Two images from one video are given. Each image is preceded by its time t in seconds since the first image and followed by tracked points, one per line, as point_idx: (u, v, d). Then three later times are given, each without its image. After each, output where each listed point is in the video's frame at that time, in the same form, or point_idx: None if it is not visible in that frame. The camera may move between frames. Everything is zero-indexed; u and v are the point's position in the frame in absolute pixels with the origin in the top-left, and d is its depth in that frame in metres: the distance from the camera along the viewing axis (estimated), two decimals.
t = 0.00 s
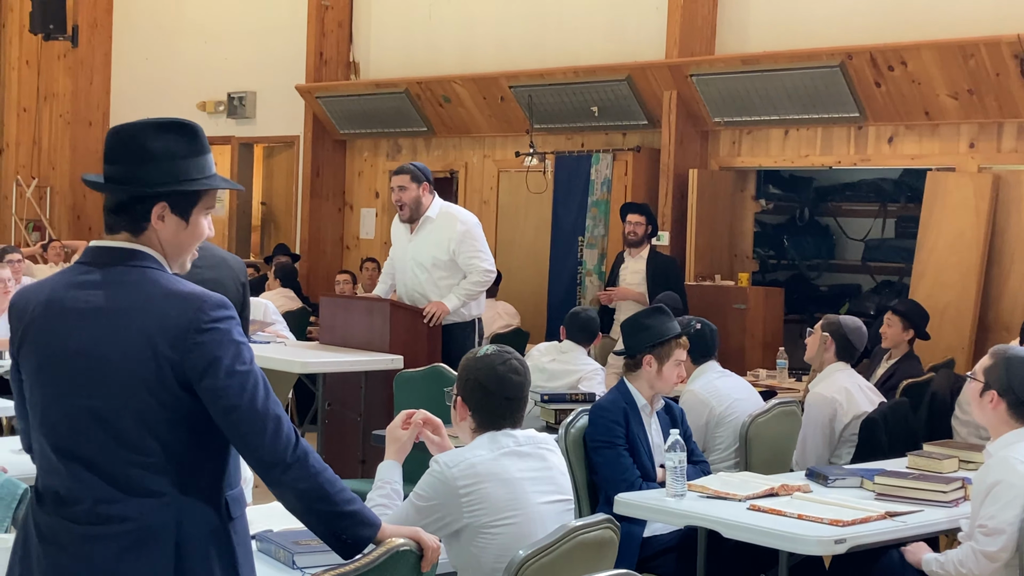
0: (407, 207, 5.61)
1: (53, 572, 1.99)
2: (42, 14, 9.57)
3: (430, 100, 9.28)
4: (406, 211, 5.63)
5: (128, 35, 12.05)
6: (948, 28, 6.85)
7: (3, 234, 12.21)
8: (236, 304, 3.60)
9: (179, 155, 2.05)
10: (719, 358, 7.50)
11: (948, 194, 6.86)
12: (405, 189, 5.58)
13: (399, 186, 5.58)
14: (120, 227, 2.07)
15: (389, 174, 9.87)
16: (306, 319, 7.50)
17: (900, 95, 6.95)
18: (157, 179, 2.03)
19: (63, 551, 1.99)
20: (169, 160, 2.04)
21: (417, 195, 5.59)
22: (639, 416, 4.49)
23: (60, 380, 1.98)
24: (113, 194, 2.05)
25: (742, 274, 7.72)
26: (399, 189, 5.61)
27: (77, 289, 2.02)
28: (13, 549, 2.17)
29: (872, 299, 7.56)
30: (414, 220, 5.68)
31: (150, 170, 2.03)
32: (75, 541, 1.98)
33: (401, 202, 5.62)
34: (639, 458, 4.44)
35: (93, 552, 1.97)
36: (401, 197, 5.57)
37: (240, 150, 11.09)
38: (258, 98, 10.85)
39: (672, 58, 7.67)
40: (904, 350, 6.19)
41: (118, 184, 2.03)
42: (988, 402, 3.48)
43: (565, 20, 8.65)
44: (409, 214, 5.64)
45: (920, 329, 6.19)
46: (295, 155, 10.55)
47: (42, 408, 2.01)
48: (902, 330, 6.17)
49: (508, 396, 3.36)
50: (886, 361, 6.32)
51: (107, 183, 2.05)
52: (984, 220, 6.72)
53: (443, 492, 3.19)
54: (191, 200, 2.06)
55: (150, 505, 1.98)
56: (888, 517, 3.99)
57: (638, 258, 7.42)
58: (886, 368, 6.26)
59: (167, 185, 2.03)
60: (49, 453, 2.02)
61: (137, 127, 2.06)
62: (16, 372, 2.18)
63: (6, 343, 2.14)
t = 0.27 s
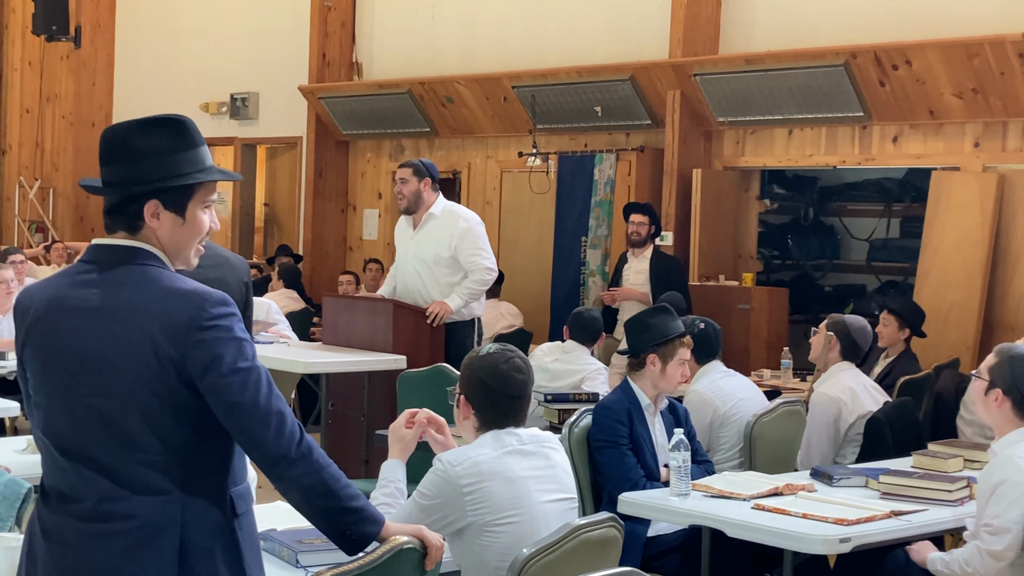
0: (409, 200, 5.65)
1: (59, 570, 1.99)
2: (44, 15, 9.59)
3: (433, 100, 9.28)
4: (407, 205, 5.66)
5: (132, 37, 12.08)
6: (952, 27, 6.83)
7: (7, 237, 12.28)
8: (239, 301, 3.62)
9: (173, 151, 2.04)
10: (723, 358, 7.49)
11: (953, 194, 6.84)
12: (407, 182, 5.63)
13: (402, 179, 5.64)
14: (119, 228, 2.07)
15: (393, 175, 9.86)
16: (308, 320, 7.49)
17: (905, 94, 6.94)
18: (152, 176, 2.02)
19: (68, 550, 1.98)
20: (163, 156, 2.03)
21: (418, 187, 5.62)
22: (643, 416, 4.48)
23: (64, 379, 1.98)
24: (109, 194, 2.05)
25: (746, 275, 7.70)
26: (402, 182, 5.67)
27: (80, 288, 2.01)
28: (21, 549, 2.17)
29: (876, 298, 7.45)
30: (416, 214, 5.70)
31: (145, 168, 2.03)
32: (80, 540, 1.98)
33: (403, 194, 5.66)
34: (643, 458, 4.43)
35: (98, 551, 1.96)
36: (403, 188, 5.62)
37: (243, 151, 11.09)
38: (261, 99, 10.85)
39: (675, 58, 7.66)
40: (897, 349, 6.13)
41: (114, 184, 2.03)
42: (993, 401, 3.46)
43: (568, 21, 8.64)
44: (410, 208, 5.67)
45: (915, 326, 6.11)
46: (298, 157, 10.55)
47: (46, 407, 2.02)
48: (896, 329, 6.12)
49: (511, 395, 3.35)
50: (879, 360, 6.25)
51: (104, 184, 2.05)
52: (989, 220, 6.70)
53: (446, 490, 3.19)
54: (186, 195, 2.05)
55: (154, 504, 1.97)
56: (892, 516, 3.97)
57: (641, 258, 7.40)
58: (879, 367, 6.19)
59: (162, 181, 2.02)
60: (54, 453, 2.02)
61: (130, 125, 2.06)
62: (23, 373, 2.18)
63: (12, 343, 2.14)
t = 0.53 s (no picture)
0: (411, 194, 5.72)
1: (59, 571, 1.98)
2: (44, 16, 9.57)
3: (433, 101, 9.27)
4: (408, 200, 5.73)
5: (132, 39, 12.12)
6: (954, 26, 6.82)
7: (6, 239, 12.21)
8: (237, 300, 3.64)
9: (164, 150, 2.04)
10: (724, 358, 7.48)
11: (955, 193, 6.83)
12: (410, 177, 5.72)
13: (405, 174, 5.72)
14: (112, 230, 2.07)
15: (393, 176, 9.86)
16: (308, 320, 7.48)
17: (906, 94, 6.93)
18: (143, 176, 2.02)
19: (69, 551, 1.98)
20: (153, 155, 2.03)
21: (418, 181, 5.69)
22: (644, 416, 4.47)
23: (63, 381, 1.99)
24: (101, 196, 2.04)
25: (747, 275, 7.69)
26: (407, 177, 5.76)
27: (80, 289, 2.02)
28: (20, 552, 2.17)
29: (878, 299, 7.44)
30: (417, 209, 5.75)
31: (136, 169, 2.02)
32: (81, 540, 1.97)
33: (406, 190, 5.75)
34: (644, 458, 4.42)
35: (98, 551, 1.96)
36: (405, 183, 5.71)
37: (243, 152, 11.08)
38: (262, 100, 10.84)
39: (676, 58, 7.65)
40: (897, 348, 6.12)
41: (104, 187, 2.03)
42: (994, 401, 3.45)
43: (569, 21, 8.64)
44: (412, 203, 5.73)
45: (912, 325, 6.10)
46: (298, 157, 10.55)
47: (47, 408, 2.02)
48: (893, 328, 6.11)
49: (511, 395, 3.35)
50: (880, 360, 6.26)
51: (95, 187, 2.05)
52: (990, 220, 6.69)
53: (446, 491, 3.19)
54: (176, 194, 2.05)
55: (153, 503, 1.97)
56: (893, 516, 3.97)
57: (643, 258, 7.40)
58: (879, 367, 6.18)
59: (153, 181, 2.02)
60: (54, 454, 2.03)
61: (119, 128, 2.06)
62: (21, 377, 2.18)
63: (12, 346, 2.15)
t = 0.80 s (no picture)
0: (413, 192, 5.62)
1: None
2: (34, 12, 9.48)
3: (432, 97, 9.15)
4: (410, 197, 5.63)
5: (127, 35, 11.97)
6: (962, 19, 6.69)
7: None
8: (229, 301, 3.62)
9: (153, 144, 1.99)
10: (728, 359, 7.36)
11: (964, 190, 6.70)
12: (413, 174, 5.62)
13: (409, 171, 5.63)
14: (103, 231, 2.02)
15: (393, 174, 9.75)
16: (304, 321, 7.37)
17: (915, 89, 6.80)
18: (133, 173, 1.97)
19: (58, 555, 1.93)
20: (142, 151, 1.98)
21: (418, 180, 5.59)
22: (647, 418, 4.36)
23: (54, 383, 1.94)
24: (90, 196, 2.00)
25: (753, 274, 7.56)
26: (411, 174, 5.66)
27: (71, 288, 1.97)
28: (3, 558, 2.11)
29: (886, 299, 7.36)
30: (419, 207, 5.64)
31: (126, 166, 1.98)
32: (71, 545, 1.92)
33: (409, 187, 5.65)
34: (647, 462, 4.30)
35: (89, 555, 1.91)
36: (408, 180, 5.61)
37: (240, 150, 10.97)
38: (257, 96, 10.72)
39: (679, 53, 7.52)
40: (911, 350, 5.99)
41: (91, 186, 1.98)
42: (1003, 402, 3.33)
43: (571, 17, 8.52)
44: (414, 201, 5.63)
45: (926, 324, 5.96)
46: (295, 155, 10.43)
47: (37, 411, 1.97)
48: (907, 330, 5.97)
49: (508, 397, 3.26)
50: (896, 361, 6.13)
51: (83, 187, 2.00)
52: (1000, 217, 6.57)
53: (444, 497, 3.08)
54: (164, 191, 2.00)
55: (146, 508, 1.92)
56: (901, 520, 3.86)
57: (646, 257, 7.30)
58: (895, 369, 6.07)
59: (141, 178, 1.97)
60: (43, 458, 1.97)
61: (104, 125, 2.01)
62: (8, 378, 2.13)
63: None
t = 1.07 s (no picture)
0: (417, 191, 5.55)
1: None
2: (28, 8, 9.41)
3: (433, 95, 9.05)
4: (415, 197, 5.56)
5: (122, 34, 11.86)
6: (971, 14, 6.59)
7: None
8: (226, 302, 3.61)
9: (167, 147, 1.99)
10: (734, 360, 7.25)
11: (974, 188, 6.60)
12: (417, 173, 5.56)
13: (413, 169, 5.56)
14: (109, 231, 2.02)
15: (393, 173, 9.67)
16: (302, 322, 7.30)
17: (923, 85, 6.70)
18: (141, 172, 1.97)
19: (47, 563, 1.91)
20: (155, 152, 1.98)
21: (421, 180, 5.52)
22: (650, 420, 4.26)
23: (47, 386, 1.91)
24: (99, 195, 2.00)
25: (760, 274, 7.46)
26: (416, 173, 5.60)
27: (66, 290, 1.95)
28: None
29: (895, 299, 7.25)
30: (422, 207, 5.57)
31: (134, 166, 1.97)
32: (61, 553, 1.90)
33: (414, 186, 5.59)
34: (650, 466, 4.21)
35: (79, 565, 1.89)
36: (412, 179, 5.55)
37: (237, 149, 10.88)
38: (255, 94, 10.63)
39: (684, 50, 7.42)
40: (928, 353, 5.89)
41: (102, 183, 1.98)
42: (1012, 404, 3.23)
43: (574, 14, 8.42)
44: (417, 200, 5.57)
45: (941, 327, 5.88)
46: (293, 153, 10.34)
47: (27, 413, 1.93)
48: (923, 332, 5.89)
49: (509, 399, 3.18)
50: (909, 364, 6.03)
51: (94, 185, 2.01)
52: (1011, 216, 6.47)
53: (442, 501, 3.00)
54: (177, 194, 2.00)
55: (138, 516, 1.90)
56: (909, 524, 3.78)
57: (650, 258, 7.19)
58: (909, 372, 5.96)
59: (151, 178, 1.97)
60: (33, 462, 1.94)
61: (120, 125, 2.01)
62: None
63: None
